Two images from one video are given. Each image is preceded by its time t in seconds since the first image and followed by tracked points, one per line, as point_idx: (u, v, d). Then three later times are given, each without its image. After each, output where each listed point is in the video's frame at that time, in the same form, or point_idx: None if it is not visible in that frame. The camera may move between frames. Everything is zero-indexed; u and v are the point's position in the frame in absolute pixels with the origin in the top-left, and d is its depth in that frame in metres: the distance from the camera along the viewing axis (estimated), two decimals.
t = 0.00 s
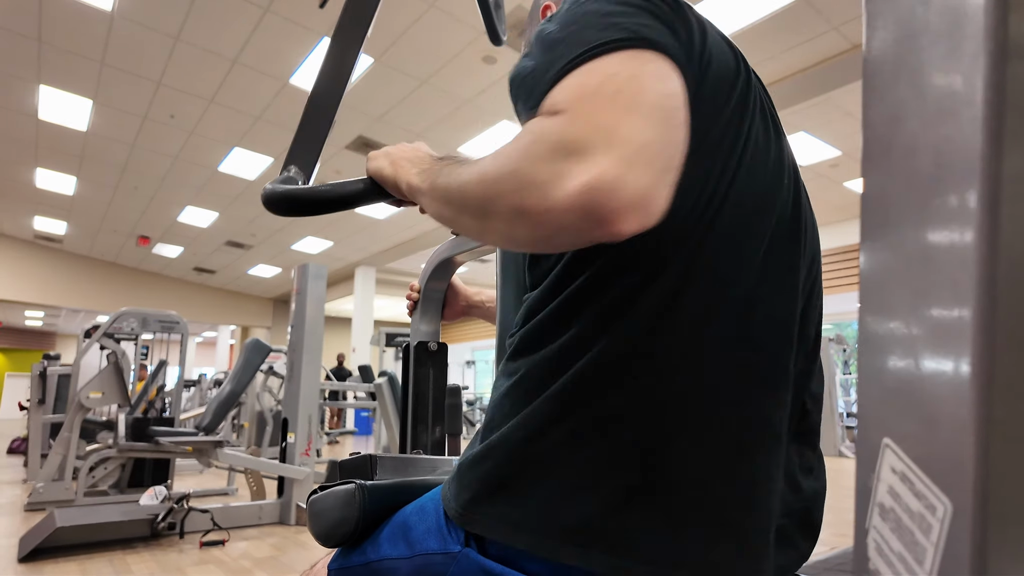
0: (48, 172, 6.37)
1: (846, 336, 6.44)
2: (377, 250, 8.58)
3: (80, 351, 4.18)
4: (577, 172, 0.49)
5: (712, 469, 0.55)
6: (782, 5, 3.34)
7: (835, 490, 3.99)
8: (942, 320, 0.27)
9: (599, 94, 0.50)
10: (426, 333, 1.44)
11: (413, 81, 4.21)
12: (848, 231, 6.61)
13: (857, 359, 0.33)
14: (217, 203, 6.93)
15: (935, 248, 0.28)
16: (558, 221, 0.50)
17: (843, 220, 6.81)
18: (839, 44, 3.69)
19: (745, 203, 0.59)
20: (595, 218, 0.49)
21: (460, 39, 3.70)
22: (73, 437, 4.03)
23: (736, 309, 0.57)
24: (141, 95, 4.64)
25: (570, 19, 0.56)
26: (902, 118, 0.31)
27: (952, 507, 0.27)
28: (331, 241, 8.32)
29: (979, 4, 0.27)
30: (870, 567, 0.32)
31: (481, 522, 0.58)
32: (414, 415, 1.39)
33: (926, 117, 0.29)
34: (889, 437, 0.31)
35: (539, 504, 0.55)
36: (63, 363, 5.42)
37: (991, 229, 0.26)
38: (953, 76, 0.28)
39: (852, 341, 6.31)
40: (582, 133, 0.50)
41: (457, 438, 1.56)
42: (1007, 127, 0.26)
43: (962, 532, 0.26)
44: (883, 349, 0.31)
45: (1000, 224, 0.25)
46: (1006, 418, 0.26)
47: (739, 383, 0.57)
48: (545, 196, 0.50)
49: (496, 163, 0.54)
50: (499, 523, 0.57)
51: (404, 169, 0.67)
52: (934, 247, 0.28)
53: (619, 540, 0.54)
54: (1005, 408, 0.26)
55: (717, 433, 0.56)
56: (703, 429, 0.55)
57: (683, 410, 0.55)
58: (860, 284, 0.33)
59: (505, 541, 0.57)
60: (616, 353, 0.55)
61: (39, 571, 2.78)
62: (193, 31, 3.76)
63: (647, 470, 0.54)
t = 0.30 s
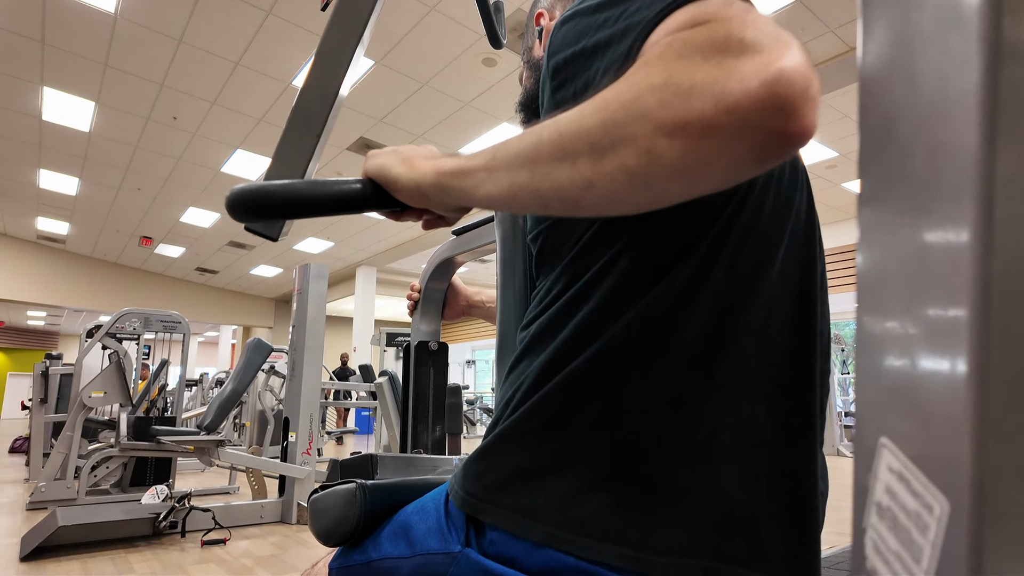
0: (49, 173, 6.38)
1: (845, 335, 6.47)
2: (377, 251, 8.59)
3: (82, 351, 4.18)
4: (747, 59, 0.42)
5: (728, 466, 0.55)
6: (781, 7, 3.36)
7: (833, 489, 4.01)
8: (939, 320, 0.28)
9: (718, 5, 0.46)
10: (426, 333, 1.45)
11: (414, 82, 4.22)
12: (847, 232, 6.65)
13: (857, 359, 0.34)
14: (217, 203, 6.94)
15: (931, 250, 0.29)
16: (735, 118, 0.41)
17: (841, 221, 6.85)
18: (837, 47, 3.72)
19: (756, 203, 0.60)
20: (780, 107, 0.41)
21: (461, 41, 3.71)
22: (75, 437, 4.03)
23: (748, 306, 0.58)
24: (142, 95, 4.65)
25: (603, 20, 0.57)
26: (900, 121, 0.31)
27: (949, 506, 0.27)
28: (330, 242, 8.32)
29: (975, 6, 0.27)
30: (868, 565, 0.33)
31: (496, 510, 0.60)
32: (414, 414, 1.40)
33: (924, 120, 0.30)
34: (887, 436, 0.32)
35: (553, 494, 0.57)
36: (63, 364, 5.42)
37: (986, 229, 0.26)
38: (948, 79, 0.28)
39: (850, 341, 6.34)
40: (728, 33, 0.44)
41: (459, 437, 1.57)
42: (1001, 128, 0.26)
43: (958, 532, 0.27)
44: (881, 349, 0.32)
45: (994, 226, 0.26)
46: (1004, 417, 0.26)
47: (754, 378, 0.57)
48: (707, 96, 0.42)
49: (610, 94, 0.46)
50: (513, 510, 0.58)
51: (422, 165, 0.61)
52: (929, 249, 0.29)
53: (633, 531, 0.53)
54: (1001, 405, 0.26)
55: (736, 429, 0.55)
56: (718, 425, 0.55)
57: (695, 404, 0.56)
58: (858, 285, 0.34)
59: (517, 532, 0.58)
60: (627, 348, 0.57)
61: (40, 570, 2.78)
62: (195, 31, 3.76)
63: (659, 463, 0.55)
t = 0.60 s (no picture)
0: (48, 172, 6.37)
1: (846, 335, 6.44)
2: (377, 250, 8.58)
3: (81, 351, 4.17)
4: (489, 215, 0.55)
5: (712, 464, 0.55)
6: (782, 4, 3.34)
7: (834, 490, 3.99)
8: (942, 320, 0.27)
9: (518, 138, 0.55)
10: (425, 333, 1.45)
11: (414, 81, 4.21)
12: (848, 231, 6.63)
13: (858, 358, 0.34)
14: (217, 203, 6.94)
15: (937, 249, 0.28)
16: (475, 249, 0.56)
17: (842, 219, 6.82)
18: (838, 45, 3.70)
19: (736, 203, 0.60)
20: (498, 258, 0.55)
21: (460, 39, 3.69)
22: (73, 437, 4.02)
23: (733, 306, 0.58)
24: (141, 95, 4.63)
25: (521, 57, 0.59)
26: (903, 115, 0.31)
27: (951, 506, 0.27)
28: (331, 241, 8.32)
29: (980, 5, 0.27)
30: (870, 567, 0.32)
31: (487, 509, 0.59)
32: (413, 414, 1.39)
33: (928, 117, 0.29)
34: (889, 437, 0.31)
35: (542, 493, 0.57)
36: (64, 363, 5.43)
37: (992, 227, 0.26)
38: (954, 74, 0.28)
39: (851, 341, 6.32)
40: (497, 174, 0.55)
41: (457, 438, 1.56)
42: (1007, 124, 0.26)
43: (961, 531, 0.26)
44: (883, 349, 0.31)
45: (998, 224, 0.26)
46: (1009, 418, 0.26)
47: (735, 379, 0.57)
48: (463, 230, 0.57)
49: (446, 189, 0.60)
50: (505, 508, 0.58)
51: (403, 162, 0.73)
52: (938, 246, 0.28)
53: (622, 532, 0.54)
54: (1002, 405, 0.26)
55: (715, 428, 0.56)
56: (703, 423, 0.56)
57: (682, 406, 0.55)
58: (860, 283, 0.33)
59: (509, 528, 0.58)
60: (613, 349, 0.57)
61: (39, 570, 2.78)
62: (193, 30, 3.75)
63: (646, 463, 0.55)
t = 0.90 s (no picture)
0: (50, 173, 6.38)
1: (845, 336, 6.47)
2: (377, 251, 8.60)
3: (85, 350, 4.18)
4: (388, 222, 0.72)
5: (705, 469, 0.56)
6: (781, 7, 3.37)
7: (834, 489, 4.02)
8: (938, 320, 0.28)
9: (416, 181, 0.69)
10: (426, 333, 1.45)
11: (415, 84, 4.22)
12: (847, 232, 6.65)
13: (856, 359, 0.35)
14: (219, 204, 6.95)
15: (931, 250, 0.29)
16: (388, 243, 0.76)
17: (841, 221, 6.85)
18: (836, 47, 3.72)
19: (727, 211, 0.60)
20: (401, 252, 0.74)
21: (462, 42, 3.71)
22: (76, 436, 4.03)
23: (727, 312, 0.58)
24: (144, 97, 4.65)
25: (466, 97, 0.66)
26: (900, 119, 0.32)
27: (948, 508, 0.28)
28: (331, 242, 8.33)
29: (974, 6, 0.27)
30: (867, 565, 0.34)
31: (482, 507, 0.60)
32: (414, 413, 1.40)
33: (922, 121, 0.30)
34: (886, 436, 0.32)
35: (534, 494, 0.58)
36: (67, 363, 5.44)
37: (987, 227, 0.26)
38: (949, 77, 0.29)
39: (851, 341, 6.35)
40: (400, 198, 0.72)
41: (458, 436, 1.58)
42: (1001, 127, 0.26)
43: (957, 530, 0.27)
44: (880, 350, 0.33)
45: (995, 227, 0.26)
46: (1002, 419, 0.26)
47: (730, 385, 0.58)
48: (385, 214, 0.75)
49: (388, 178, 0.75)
50: (500, 505, 0.59)
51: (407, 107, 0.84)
52: (928, 248, 0.29)
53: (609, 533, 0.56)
54: (1001, 404, 0.26)
55: (708, 435, 0.56)
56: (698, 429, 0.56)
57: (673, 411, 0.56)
58: (857, 285, 0.35)
59: (503, 525, 0.59)
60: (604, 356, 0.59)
61: (42, 569, 2.78)
62: (196, 33, 3.77)
63: (635, 467, 0.56)
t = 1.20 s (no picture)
0: (50, 173, 6.38)
1: (845, 336, 6.46)
2: (377, 251, 8.59)
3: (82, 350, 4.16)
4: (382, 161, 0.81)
5: (679, 468, 0.57)
6: (782, 7, 3.36)
7: (834, 490, 4.01)
8: (940, 319, 0.28)
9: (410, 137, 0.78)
10: (425, 332, 1.45)
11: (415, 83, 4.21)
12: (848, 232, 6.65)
13: (857, 359, 0.34)
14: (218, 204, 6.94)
15: (934, 249, 0.28)
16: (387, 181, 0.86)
17: (842, 221, 6.85)
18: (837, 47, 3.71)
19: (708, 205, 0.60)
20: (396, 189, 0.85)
21: (461, 41, 3.71)
22: (74, 437, 4.02)
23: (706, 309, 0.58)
24: (143, 97, 4.65)
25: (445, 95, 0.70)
26: (899, 119, 0.31)
27: (949, 507, 0.27)
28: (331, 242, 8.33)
29: (973, 6, 0.27)
30: (869, 566, 0.33)
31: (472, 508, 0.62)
32: (414, 413, 1.39)
33: (923, 119, 0.30)
34: (888, 436, 0.31)
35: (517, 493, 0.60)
36: (66, 363, 5.44)
37: (990, 228, 0.26)
38: (949, 77, 0.28)
39: (851, 342, 6.35)
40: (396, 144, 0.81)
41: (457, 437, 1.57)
42: (1002, 126, 0.26)
43: (960, 530, 0.27)
44: (882, 349, 0.32)
45: (995, 229, 0.26)
46: (1005, 418, 0.26)
47: (710, 383, 0.58)
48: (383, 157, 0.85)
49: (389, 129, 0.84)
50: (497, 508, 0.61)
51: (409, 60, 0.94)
52: (931, 246, 0.29)
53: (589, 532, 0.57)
54: (1002, 406, 0.26)
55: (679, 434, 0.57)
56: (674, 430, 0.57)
57: (648, 411, 0.57)
58: (858, 284, 0.34)
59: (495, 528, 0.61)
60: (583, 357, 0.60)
61: (40, 570, 2.77)
62: (195, 32, 3.76)
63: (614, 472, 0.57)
